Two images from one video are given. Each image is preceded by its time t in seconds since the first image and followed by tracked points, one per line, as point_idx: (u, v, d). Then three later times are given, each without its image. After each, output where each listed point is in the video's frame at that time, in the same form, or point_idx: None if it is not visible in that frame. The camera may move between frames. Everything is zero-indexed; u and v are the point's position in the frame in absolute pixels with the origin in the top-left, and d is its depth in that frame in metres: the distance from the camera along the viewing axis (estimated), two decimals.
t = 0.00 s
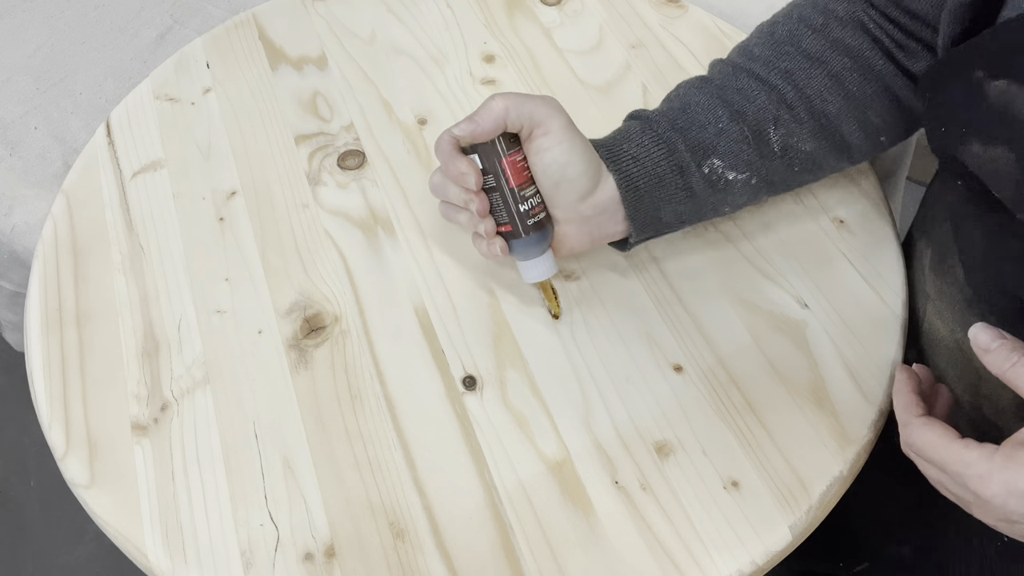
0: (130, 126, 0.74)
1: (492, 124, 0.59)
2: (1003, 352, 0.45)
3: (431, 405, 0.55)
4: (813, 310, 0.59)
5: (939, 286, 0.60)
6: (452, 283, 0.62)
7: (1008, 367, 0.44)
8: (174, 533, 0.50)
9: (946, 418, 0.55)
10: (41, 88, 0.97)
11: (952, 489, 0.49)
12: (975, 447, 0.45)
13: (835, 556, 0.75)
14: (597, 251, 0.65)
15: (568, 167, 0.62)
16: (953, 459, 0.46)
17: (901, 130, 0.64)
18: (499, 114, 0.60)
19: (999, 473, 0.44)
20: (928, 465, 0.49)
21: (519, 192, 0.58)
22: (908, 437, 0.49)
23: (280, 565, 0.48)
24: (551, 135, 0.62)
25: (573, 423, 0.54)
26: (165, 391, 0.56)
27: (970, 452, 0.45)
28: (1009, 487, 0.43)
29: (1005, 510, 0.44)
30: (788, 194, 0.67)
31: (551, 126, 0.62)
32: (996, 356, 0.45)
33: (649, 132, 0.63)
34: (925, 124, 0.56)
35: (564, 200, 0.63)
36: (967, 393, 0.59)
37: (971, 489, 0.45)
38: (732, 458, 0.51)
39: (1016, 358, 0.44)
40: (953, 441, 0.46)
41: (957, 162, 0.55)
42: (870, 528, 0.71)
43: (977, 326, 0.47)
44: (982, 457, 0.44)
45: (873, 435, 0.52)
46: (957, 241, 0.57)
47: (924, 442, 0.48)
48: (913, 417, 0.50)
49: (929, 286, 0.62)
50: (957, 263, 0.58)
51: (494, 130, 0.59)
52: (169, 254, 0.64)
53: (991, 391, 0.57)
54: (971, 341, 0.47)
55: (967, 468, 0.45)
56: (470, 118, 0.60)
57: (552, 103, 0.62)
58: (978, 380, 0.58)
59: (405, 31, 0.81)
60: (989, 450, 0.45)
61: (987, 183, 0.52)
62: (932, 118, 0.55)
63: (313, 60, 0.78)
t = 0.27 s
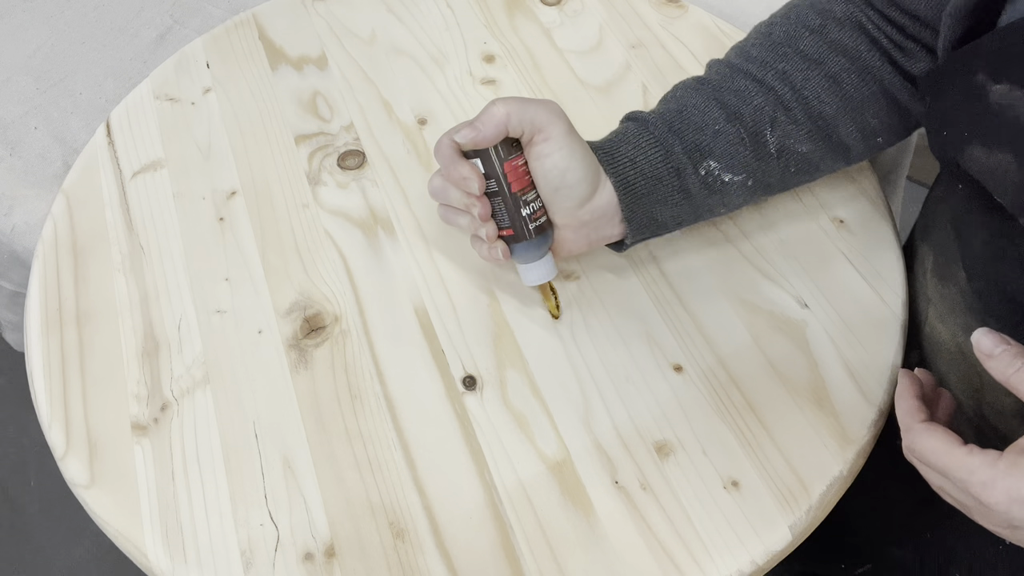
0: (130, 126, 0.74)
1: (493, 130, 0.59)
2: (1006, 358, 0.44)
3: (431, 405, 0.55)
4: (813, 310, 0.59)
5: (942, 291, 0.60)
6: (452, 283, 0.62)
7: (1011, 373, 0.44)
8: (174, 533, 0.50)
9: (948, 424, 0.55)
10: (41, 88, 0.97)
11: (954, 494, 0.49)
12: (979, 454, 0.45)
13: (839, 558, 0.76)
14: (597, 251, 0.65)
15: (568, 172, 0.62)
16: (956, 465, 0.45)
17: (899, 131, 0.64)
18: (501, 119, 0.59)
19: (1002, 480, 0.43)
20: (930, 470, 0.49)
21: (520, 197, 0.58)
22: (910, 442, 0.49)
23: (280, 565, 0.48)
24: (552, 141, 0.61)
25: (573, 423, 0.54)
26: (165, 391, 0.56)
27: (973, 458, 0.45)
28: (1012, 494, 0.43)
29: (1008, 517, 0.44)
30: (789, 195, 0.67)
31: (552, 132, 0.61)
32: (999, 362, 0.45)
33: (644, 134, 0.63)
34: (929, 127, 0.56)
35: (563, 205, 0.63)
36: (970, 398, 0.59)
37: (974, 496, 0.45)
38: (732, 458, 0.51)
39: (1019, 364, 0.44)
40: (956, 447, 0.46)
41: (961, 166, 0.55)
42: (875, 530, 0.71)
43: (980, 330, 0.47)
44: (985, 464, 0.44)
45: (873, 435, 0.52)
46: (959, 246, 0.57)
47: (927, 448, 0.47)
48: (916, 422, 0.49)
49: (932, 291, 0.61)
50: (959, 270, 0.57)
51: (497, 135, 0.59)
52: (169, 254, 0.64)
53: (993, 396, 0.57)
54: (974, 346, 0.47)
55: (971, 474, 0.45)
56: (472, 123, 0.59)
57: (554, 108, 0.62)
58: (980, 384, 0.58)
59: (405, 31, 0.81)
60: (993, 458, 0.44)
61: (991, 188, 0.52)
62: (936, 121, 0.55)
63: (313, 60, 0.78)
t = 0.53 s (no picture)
0: (130, 126, 0.74)
1: (492, 130, 0.58)
2: (1008, 363, 0.45)
3: (431, 405, 0.55)
4: (813, 310, 0.59)
5: (945, 294, 0.60)
6: (452, 283, 0.62)
7: (1014, 377, 0.44)
8: (174, 533, 0.50)
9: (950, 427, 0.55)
10: (41, 88, 0.97)
11: (955, 498, 0.49)
12: (980, 458, 0.45)
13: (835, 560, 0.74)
14: (597, 251, 0.65)
15: (567, 172, 0.62)
16: (958, 470, 0.45)
17: (900, 132, 0.64)
18: (499, 120, 0.59)
19: (1005, 485, 0.44)
20: (932, 473, 0.49)
21: (520, 198, 0.58)
22: (912, 446, 0.49)
23: (280, 565, 0.48)
24: (550, 141, 0.61)
25: (573, 423, 0.54)
26: (165, 391, 0.56)
27: (975, 462, 0.45)
28: (1015, 499, 0.43)
29: (1010, 521, 0.44)
30: (789, 195, 0.67)
31: (551, 132, 0.61)
32: (1001, 366, 0.45)
33: (644, 133, 0.63)
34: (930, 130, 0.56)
35: (562, 205, 0.63)
36: (973, 400, 0.59)
37: (976, 500, 0.45)
38: (732, 458, 0.51)
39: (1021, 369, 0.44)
40: (958, 451, 0.46)
41: (961, 169, 0.55)
42: (875, 531, 0.70)
43: (983, 334, 0.48)
44: (987, 468, 0.44)
45: (872, 436, 0.52)
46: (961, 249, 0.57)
47: (929, 453, 0.47)
48: (917, 426, 0.49)
49: (934, 293, 0.61)
50: (962, 273, 0.57)
51: (495, 135, 0.58)
52: (169, 254, 0.64)
53: (995, 399, 0.57)
54: (976, 350, 0.47)
55: (974, 479, 0.45)
56: (470, 124, 0.59)
57: (552, 107, 0.61)
58: (982, 386, 0.58)
59: (405, 31, 0.81)
60: (994, 462, 0.44)
61: (992, 192, 0.52)
62: (936, 124, 0.55)
63: (313, 60, 0.78)
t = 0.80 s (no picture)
0: (130, 126, 0.74)
1: (494, 126, 0.59)
2: (1009, 364, 0.45)
3: (431, 405, 0.55)
4: (813, 311, 0.59)
5: (947, 295, 0.60)
6: (452, 283, 0.62)
7: (1015, 379, 0.44)
8: (174, 533, 0.50)
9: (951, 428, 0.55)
10: (41, 88, 0.97)
11: (956, 499, 0.49)
12: (981, 459, 0.45)
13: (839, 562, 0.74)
14: (597, 251, 0.65)
15: (568, 170, 0.62)
16: (959, 471, 0.45)
17: (901, 133, 0.64)
18: (501, 116, 0.59)
19: (1005, 487, 0.43)
20: (933, 475, 0.49)
21: (520, 194, 0.58)
22: (913, 448, 0.49)
23: (280, 565, 0.48)
24: (551, 138, 0.61)
25: (573, 423, 0.54)
26: (165, 391, 0.56)
27: (976, 463, 0.45)
28: (1015, 500, 0.43)
29: (1010, 523, 0.44)
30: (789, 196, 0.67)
31: (553, 129, 0.61)
32: (1002, 367, 0.45)
33: (645, 131, 0.63)
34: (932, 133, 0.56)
35: (563, 202, 0.63)
36: (974, 402, 0.59)
37: (976, 501, 0.45)
38: (732, 458, 0.51)
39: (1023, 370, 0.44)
40: (958, 453, 0.46)
41: (964, 171, 0.54)
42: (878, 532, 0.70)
43: (984, 336, 0.48)
44: (988, 470, 0.44)
45: (872, 436, 0.52)
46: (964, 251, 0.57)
47: (931, 454, 0.47)
48: (918, 428, 0.49)
49: (935, 294, 0.61)
50: (964, 274, 0.57)
51: (497, 132, 0.58)
52: (169, 254, 0.64)
53: (996, 401, 0.57)
54: (978, 351, 0.47)
55: (974, 480, 0.45)
56: (471, 119, 0.59)
57: (555, 105, 0.61)
58: (983, 388, 0.58)
59: (405, 31, 0.81)
60: (994, 464, 0.44)
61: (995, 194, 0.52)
62: (939, 127, 0.55)
63: (313, 60, 0.78)
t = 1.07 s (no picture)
0: (130, 126, 0.74)
1: (490, 126, 0.59)
2: (1010, 366, 0.45)
3: (431, 405, 0.55)
4: (813, 311, 0.59)
5: (947, 296, 0.60)
6: (452, 283, 0.62)
7: (1016, 381, 0.44)
8: (174, 533, 0.50)
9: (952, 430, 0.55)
10: (41, 88, 0.97)
11: (956, 501, 0.49)
12: (981, 461, 0.45)
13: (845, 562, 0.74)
14: (597, 251, 0.65)
15: (565, 169, 0.63)
16: (959, 472, 0.45)
17: (902, 135, 0.64)
18: (497, 116, 0.60)
19: (1006, 488, 0.43)
20: (933, 477, 0.49)
21: (518, 194, 0.58)
22: (914, 450, 0.48)
23: (280, 565, 0.48)
24: (548, 137, 0.62)
25: (573, 423, 0.54)
26: (165, 391, 0.56)
27: (976, 465, 0.45)
28: (1016, 502, 0.43)
29: (1010, 525, 0.44)
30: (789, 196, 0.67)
31: (549, 128, 0.61)
32: (1003, 369, 0.45)
33: (646, 132, 0.63)
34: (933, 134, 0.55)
35: (561, 202, 0.64)
36: (974, 404, 0.59)
37: (977, 503, 0.45)
38: (732, 458, 0.51)
39: None
40: (958, 455, 0.46)
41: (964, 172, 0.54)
42: (879, 533, 0.71)
43: (984, 337, 0.48)
44: (988, 472, 0.44)
45: (872, 436, 0.52)
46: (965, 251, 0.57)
47: (931, 456, 0.47)
48: (919, 429, 0.49)
49: (936, 296, 0.61)
50: (965, 276, 0.57)
51: (493, 132, 0.59)
52: (169, 254, 0.64)
53: (997, 402, 0.57)
54: (978, 353, 0.47)
55: (974, 481, 0.45)
56: (468, 120, 0.60)
57: (551, 104, 0.62)
58: (984, 390, 0.58)
59: (405, 31, 0.81)
60: (995, 466, 0.44)
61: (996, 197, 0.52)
62: (940, 128, 0.54)
63: (313, 60, 0.78)
